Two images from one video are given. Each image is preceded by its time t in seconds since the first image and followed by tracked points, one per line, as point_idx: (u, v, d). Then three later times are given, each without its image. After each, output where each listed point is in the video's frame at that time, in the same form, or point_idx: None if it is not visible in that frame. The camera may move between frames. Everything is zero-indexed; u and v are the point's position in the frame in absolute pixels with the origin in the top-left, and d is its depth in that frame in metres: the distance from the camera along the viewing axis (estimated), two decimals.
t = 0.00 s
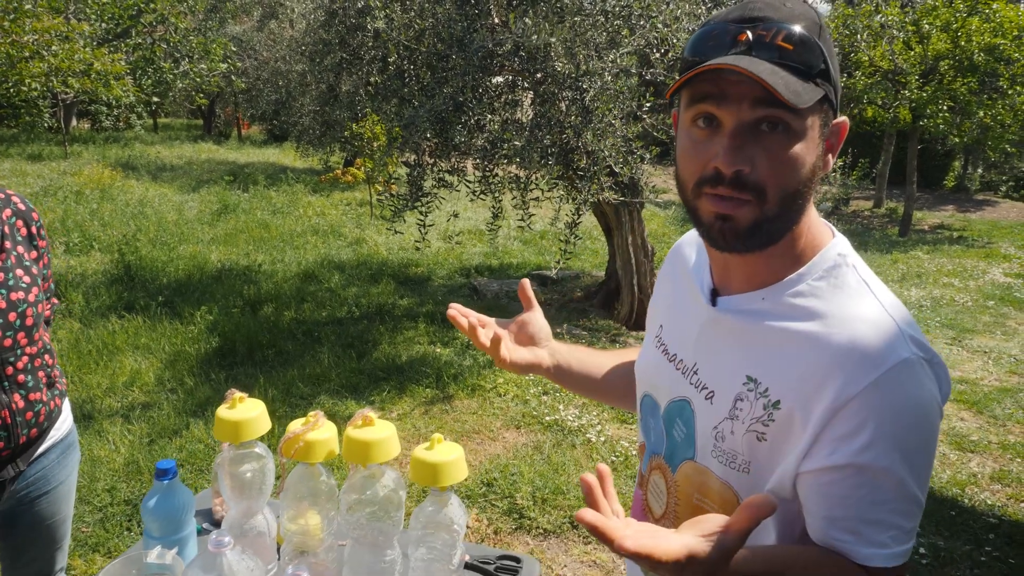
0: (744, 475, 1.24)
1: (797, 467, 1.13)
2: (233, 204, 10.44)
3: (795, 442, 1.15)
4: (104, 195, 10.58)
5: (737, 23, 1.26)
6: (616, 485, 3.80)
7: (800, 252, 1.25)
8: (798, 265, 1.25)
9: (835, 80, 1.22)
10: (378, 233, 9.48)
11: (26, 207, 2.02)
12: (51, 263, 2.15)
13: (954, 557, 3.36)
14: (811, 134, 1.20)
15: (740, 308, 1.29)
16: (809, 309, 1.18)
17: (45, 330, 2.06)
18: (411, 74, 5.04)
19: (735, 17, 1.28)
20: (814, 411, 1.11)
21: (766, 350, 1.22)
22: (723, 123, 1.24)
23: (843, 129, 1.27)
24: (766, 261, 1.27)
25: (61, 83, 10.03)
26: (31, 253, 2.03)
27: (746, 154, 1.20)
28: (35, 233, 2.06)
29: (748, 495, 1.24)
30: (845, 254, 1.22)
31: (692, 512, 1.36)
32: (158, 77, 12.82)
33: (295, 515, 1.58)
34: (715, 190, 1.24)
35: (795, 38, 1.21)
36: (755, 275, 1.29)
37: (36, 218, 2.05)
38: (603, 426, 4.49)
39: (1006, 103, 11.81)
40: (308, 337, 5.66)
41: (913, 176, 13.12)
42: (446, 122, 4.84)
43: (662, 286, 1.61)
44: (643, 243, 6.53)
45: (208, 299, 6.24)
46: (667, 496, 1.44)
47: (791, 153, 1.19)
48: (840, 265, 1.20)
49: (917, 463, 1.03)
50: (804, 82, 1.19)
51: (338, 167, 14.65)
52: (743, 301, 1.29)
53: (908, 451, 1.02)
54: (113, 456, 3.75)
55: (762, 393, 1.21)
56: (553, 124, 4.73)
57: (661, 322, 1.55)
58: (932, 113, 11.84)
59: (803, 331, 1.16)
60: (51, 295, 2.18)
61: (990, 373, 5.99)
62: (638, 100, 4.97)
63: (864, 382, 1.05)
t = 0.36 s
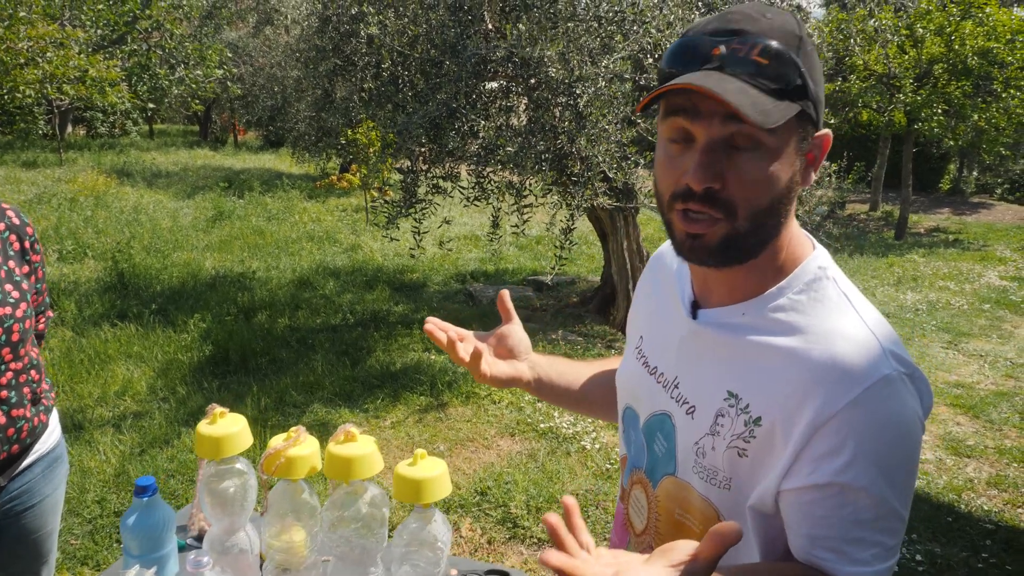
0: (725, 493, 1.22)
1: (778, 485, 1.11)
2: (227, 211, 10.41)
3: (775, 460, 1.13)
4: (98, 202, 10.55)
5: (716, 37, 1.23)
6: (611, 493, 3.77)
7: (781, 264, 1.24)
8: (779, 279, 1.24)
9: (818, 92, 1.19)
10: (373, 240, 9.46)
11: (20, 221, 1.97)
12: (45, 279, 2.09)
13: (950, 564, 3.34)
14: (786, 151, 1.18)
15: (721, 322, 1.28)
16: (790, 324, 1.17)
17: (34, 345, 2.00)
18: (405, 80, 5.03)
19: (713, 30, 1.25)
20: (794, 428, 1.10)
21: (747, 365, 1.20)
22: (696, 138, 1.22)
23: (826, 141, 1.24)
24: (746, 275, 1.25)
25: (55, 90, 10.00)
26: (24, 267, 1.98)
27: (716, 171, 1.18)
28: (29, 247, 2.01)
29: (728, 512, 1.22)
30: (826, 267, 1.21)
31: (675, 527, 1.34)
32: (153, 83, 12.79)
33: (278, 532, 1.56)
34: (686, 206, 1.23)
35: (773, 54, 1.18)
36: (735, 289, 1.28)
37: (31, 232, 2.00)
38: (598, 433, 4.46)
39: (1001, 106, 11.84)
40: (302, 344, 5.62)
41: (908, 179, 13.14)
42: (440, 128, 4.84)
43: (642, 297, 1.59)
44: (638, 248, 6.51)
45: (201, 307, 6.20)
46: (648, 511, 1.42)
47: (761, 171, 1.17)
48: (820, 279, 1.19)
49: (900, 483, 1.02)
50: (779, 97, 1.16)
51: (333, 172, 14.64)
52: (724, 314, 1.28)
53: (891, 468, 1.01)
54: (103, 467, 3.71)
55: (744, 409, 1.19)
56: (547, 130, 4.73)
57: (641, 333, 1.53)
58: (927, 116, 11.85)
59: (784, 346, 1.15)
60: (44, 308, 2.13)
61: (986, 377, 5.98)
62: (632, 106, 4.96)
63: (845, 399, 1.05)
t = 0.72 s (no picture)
0: (705, 504, 1.19)
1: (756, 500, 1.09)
2: (226, 216, 10.39)
3: (755, 476, 1.11)
4: (97, 209, 10.52)
5: (612, 89, 1.21)
6: (612, 500, 3.74)
7: (761, 274, 1.20)
8: (757, 292, 1.20)
9: (725, 123, 1.10)
10: (372, 244, 9.44)
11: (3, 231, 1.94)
12: (30, 290, 2.08)
13: (954, 571, 3.30)
14: (693, 192, 1.13)
15: (707, 334, 1.27)
16: (768, 338, 1.14)
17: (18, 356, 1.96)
18: (402, 84, 5.04)
19: (616, 76, 1.22)
20: (772, 442, 1.08)
21: (728, 377, 1.19)
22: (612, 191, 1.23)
23: (769, 160, 1.12)
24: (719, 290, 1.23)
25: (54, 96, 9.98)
26: (7, 278, 1.96)
27: (629, 224, 1.19)
28: (13, 258, 1.99)
29: (709, 525, 1.19)
30: (811, 277, 1.17)
31: (663, 536, 1.30)
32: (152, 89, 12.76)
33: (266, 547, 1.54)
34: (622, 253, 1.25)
35: (658, 99, 1.13)
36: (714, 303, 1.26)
37: (14, 243, 1.98)
38: (598, 439, 4.43)
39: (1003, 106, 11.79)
40: (300, 350, 5.60)
41: (910, 180, 13.09)
42: (437, 132, 4.81)
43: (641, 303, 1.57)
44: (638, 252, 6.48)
45: (200, 313, 6.18)
46: (639, 519, 1.38)
47: (674, 218, 1.15)
48: (804, 290, 1.16)
49: (881, 504, 0.98)
50: (667, 146, 1.12)
51: (333, 177, 14.62)
52: (709, 324, 1.26)
53: (874, 485, 0.98)
54: (100, 476, 3.68)
55: (724, 420, 1.17)
56: (544, 133, 4.80)
57: (639, 338, 1.51)
58: (929, 116, 11.81)
59: (763, 359, 1.13)
60: (30, 321, 2.10)
61: (990, 380, 5.94)
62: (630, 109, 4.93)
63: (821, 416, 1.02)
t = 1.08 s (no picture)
0: (687, 522, 1.17)
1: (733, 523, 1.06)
2: (229, 215, 10.37)
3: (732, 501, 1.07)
4: (99, 208, 10.50)
5: (571, 124, 1.12)
6: (616, 500, 3.71)
7: (752, 289, 1.15)
8: (748, 310, 1.15)
9: (696, 151, 1.02)
10: (374, 243, 9.42)
11: None
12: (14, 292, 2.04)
13: (961, 571, 3.27)
14: (670, 230, 1.06)
15: (700, 350, 1.23)
16: (755, 360, 1.09)
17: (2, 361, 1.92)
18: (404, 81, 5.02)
19: (574, 107, 1.12)
20: (746, 465, 1.04)
21: (714, 396, 1.15)
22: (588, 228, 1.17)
23: (749, 177, 1.05)
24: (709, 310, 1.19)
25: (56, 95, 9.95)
26: None
27: (610, 262, 1.13)
28: None
29: (692, 543, 1.16)
30: (802, 294, 1.10)
31: (656, 545, 1.30)
32: (154, 88, 12.73)
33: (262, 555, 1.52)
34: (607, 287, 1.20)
35: (621, 136, 1.04)
36: (707, 321, 1.21)
37: None
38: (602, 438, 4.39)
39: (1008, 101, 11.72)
40: (302, 350, 5.57)
41: (915, 176, 13.02)
42: (439, 131, 4.79)
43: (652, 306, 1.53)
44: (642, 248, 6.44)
45: (202, 312, 6.15)
46: (637, 524, 1.39)
47: (654, 252, 1.08)
48: (794, 309, 1.09)
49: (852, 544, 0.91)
50: (637, 184, 1.04)
51: (335, 175, 14.60)
52: (700, 339, 1.23)
53: (848, 520, 0.91)
54: (100, 477, 3.65)
55: (706, 439, 1.14)
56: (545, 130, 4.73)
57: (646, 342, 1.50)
58: (934, 111, 11.73)
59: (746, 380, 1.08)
60: (15, 324, 2.07)
61: (996, 377, 5.90)
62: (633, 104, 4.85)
63: (793, 446, 0.97)
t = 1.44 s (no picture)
0: (697, 565, 1.16)
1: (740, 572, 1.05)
2: (223, 213, 10.31)
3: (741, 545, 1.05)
4: (91, 206, 10.43)
5: (545, 180, 1.04)
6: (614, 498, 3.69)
7: (752, 318, 1.08)
8: (749, 344, 1.08)
9: (685, 195, 0.96)
10: (370, 240, 9.38)
11: None
12: None
13: (959, 565, 3.27)
14: (662, 287, 1.01)
15: (695, 382, 1.18)
16: (757, 401, 1.05)
17: None
18: (400, 78, 4.94)
19: (545, 158, 1.03)
20: (754, 516, 1.02)
21: (718, 437, 1.11)
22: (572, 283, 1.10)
23: (744, 215, 0.99)
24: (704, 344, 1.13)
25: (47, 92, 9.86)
26: None
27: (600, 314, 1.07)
28: None
29: None
30: (802, 323, 1.05)
31: None
32: (147, 85, 12.66)
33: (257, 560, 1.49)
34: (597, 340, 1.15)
35: (602, 191, 0.97)
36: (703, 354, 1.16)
37: None
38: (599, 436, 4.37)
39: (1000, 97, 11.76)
40: (297, 349, 5.53)
41: (909, 171, 13.04)
42: (435, 127, 4.69)
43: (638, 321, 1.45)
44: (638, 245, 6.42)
45: (195, 311, 6.10)
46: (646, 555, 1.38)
47: (647, 302, 1.03)
48: (798, 341, 1.04)
49: None
50: (624, 235, 0.98)
51: (329, 172, 14.54)
52: (695, 372, 1.17)
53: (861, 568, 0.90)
54: (93, 480, 3.62)
55: (713, 484, 1.11)
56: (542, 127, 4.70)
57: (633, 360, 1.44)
58: (927, 107, 11.75)
59: (749, 424, 1.05)
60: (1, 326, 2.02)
61: (991, 371, 5.90)
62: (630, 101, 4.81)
63: (799, 494, 0.94)
